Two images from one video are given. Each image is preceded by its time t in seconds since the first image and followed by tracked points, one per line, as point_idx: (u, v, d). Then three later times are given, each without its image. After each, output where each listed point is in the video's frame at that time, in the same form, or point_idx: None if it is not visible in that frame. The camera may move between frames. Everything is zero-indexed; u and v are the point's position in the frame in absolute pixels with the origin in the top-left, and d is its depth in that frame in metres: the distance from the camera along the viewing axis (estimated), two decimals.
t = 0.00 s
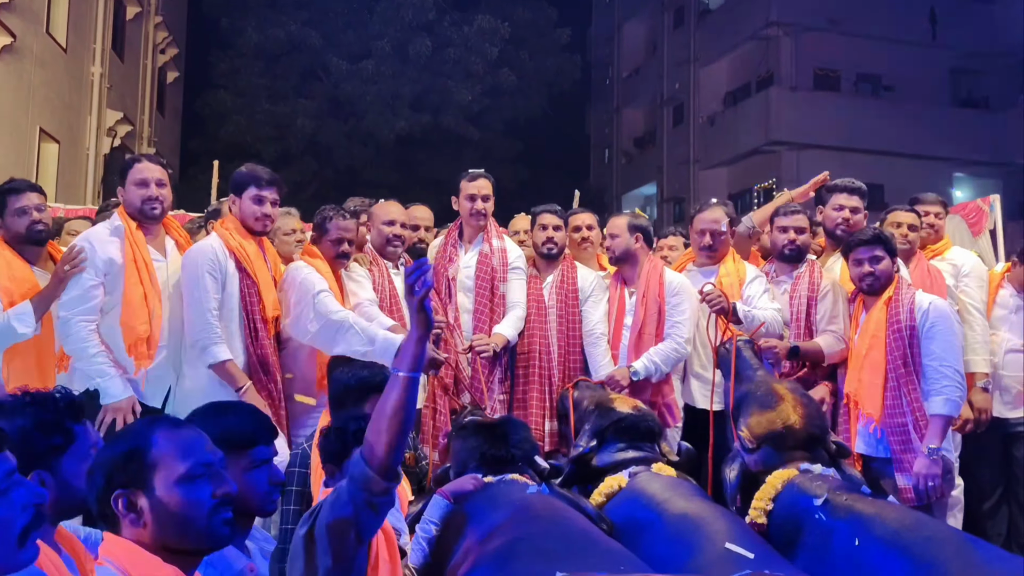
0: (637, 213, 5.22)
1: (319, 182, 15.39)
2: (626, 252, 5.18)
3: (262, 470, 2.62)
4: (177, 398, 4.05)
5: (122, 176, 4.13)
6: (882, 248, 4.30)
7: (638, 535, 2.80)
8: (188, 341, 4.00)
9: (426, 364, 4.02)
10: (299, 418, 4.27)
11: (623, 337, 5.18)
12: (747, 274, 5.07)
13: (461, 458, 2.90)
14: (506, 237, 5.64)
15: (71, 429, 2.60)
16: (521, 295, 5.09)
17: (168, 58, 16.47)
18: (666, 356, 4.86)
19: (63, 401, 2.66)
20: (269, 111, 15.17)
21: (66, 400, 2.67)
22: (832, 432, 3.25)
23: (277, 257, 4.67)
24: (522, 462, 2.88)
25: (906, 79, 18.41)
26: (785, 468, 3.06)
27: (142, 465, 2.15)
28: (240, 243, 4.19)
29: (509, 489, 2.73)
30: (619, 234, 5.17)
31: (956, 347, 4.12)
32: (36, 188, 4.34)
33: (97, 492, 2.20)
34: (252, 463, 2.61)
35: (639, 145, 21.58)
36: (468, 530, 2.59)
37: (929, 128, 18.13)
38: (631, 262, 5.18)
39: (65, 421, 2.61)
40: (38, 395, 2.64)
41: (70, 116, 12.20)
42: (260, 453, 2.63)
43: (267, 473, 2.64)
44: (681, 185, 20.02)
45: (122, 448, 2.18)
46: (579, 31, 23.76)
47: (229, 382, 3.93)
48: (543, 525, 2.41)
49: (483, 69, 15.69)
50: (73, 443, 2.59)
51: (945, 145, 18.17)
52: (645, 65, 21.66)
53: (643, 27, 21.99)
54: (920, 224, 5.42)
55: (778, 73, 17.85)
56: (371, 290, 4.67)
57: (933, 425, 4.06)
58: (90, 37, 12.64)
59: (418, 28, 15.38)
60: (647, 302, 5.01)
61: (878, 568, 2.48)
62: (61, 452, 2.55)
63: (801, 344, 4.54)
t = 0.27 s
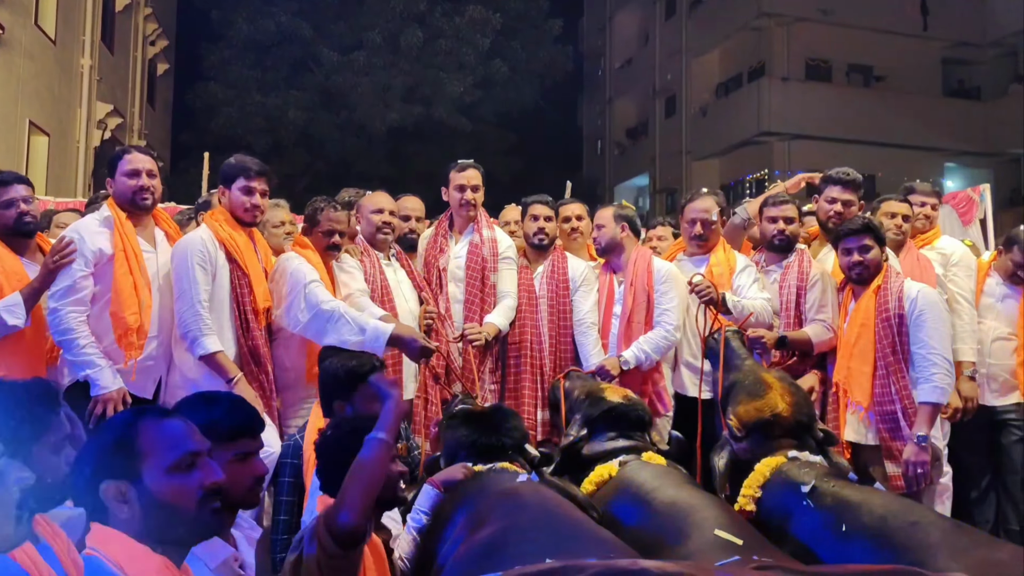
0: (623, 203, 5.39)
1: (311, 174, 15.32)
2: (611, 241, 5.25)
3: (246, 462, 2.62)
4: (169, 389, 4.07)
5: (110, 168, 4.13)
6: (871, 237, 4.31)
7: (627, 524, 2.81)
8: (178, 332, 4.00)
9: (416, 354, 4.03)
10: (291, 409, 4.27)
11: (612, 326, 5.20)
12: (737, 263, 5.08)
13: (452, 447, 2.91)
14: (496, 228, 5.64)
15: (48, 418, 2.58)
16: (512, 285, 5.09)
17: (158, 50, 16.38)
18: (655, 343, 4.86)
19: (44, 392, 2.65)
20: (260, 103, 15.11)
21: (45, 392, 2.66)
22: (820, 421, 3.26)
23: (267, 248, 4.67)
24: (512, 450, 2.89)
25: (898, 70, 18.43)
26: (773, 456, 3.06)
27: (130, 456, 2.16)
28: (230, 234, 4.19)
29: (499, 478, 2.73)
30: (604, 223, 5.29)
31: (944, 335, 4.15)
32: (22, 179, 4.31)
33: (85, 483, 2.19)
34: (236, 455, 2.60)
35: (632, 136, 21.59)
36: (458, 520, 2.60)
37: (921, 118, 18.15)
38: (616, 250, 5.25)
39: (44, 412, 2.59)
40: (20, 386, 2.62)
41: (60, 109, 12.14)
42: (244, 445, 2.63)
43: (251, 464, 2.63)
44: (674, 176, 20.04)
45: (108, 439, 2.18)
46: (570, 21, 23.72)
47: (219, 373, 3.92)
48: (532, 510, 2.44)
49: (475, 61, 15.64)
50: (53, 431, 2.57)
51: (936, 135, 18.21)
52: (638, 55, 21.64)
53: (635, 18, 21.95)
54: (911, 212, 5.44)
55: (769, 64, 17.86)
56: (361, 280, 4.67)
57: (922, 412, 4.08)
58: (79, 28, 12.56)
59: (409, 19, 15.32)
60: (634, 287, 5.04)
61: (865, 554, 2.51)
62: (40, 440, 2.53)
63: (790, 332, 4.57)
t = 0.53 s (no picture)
0: (606, 199, 5.60)
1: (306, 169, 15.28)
2: (596, 235, 5.45)
3: (235, 454, 2.63)
4: (163, 383, 4.07)
5: (104, 162, 4.12)
6: (864, 229, 4.33)
7: (620, 514, 2.83)
8: (172, 326, 3.99)
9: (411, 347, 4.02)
10: (286, 403, 4.28)
11: (605, 319, 5.23)
12: (732, 255, 5.08)
13: (448, 439, 2.92)
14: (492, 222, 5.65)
15: (20, 412, 2.61)
16: (507, 278, 5.10)
17: (150, 45, 16.33)
18: (648, 334, 4.87)
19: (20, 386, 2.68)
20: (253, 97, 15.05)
21: (21, 383, 2.68)
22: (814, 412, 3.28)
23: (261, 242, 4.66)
24: (507, 443, 2.90)
25: (891, 62, 18.45)
26: (767, 447, 3.07)
27: (122, 448, 2.15)
28: (224, 228, 4.18)
29: (493, 470, 2.74)
30: (588, 219, 5.50)
31: (938, 325, 4.17)
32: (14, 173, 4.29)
33: (75, 476, 2.19)
34: (226, 446, 2.62)
35: (626, 130, 21.58)
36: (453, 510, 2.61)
37: (915, 111, 18.14)
38: (601, 244, 5.44)
39: (18, 405, 2.62)
40: None
41: (52, 104, 12.09)
42: (233, 436, 2.64)
43: (241, 457, 2.64)
44: (668, 169, 20.04)
45: (99, 432, 2.17)
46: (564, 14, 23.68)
47: (214, 367, 3.92)
48: (527, 498, 2.46)
49: (469, 55, 15.60)
50: (23, 425, 2.61)
51: (930, 128, 18.21)
52: (632, 49, 21.61)
53: (629, 12, 21.91)
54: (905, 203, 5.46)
55: (763, 57, 17.86)
56: (356, 274, 4.68)
57: (916, 402, 4.10)
58: (71, 23, 12.51)
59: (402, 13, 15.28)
60: (622, 280, 5.11)
61: (858, 544, 2.53)
62: (6, 435, 2.57)
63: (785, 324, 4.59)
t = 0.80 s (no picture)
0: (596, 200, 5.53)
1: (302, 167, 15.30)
2: (587, 235, 5.34)
3: (231, 447, 2.66)
4: (159, 381, 4.07)
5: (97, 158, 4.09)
6: (862, 223, 4.33)
7: (616, 509, 2.82)
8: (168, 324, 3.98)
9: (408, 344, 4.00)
10: (282, 401, 4.28)
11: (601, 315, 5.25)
12: (729, 251, 5.08)
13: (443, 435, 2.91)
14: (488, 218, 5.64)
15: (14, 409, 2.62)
16: (503, 275, 5.10)
17: (145, 43, 16.29)
18: (642, 329, 4.86)
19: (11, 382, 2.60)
20: (249, 96, 15.01)
21: (12, 380, 2.60)
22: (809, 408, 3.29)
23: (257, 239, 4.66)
24: (503, 438, 2.90)
25: (887, 58, 18.45)
26: (764, 443, 3.07)
27: (118, 446, 2.14)
28: (220, 225, 4.17)
29: (488, 465, 2.74)
30: (579, 221, 5.40)
31: (934, 320, 4.17)
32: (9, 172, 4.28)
33: (70, 474, 2.17)
34: (221, 438, 2.65)
35: (622, 127, 21.58)
36: (450, 504, 2.61)
37: (911, 106, 18.14)
38: (591, 243, 5.32)
39: (4, 398, 2.54)
40: None
41: (47, 103, 12.07)
42: (229, 428, 2.67)
43: (237, 449, 2.68)
44: (665, 166, 20.03)
45: (93, 430, 2.15)
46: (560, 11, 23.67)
47: (210, 365, 3.92)
48: (523, 492, 2.46)
49: (464, 51, 15.57)
50: (12, 418, 2.52)
51: (926, 124, 18.21)
52: (628, 46, 21.60)
53: (624, 8, 21.88)
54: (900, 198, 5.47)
55: (759, 53, 17.87)
56: (352, 271, 4.68)
57: (913, 397, 4.10)
58: (65, 22, 12.48)
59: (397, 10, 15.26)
60: (611, 275, 5.10)
61: (853, 537, 2.53)
62: None
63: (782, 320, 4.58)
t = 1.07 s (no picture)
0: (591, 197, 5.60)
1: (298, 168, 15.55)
2: (589, 233, 5.39)
3: (233, 442, 2.69)
4: (157, 381, 4.06)
5: (94, 158, 4.09)
6: (859, 221, 4.34)
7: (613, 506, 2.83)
8: (165, 323, 3.98)
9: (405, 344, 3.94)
10: (279, 400, 4.27)
11: (599, 314, 5.25)
12: (726, 249, 5.09)
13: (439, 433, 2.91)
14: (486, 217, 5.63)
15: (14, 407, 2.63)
16: (501, 273, 5.10)
17: (143, 43, 16.28)
18: (641, 327, 4.87)
19: (15, 379, 2.73)
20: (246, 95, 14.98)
21: (14, 378, 2.72)
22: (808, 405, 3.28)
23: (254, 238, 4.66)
24: (498, 436, 2.91)
25: (884, 56, 18.45)
26: (761, 440, 3.07)
27: (116, 446, 2.14)
28: (217, 224, 4.17)
29: (485, 463, 2.74)
30: (578, 218, 5.42)
31: (931, 317, 4.17)
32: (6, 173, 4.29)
33: (68, 474, 2.17)
34: (225, 434, 2.67)
35: (620, 126, 21.58)
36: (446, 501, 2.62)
37: (909, 104, 18.13)
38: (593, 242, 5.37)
39: (5, 395, 2.65)
40: None
41: (44, 103, 12.04)
42: (231, 425, 2.68)
43: (239, 444, 2.70)
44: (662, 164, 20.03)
45: (91, 430, 2.16)
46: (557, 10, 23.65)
47: (207, 364, 3.91)
48: (518, 489, 2.47)
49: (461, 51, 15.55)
50: (12, 415, 2.62)
51: (924, 122, 18.21)
52: (625, 44, 21.58)
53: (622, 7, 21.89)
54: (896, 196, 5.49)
55: (756, 52, 17.88)
56: (349, 270, 4.67)
57: (909, 395, 4.11)
58: (62, 22, 12.46)
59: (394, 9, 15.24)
60: (611, 273, 5.14)
61: (848, 532, 2.54)
62: None
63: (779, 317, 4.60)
